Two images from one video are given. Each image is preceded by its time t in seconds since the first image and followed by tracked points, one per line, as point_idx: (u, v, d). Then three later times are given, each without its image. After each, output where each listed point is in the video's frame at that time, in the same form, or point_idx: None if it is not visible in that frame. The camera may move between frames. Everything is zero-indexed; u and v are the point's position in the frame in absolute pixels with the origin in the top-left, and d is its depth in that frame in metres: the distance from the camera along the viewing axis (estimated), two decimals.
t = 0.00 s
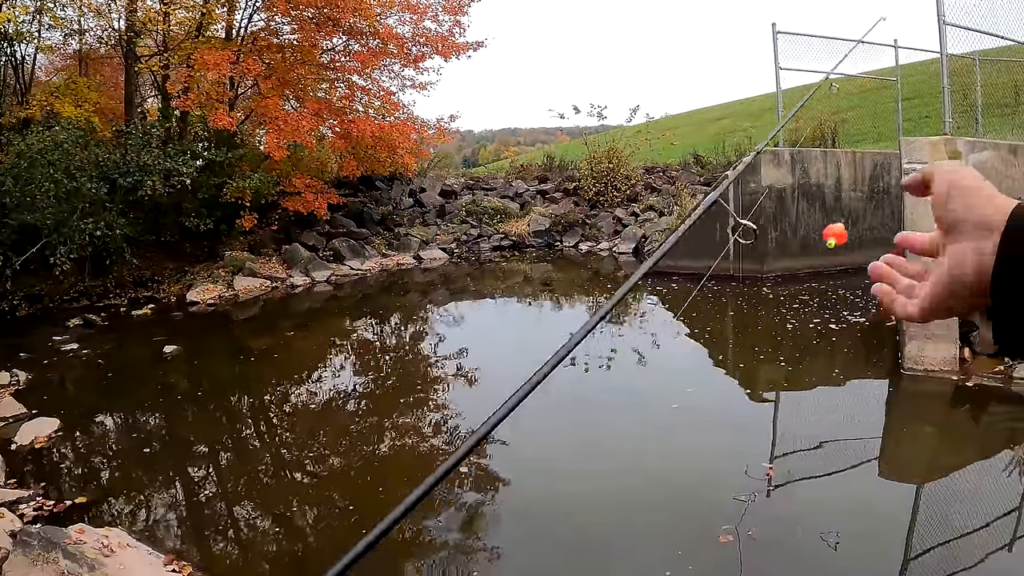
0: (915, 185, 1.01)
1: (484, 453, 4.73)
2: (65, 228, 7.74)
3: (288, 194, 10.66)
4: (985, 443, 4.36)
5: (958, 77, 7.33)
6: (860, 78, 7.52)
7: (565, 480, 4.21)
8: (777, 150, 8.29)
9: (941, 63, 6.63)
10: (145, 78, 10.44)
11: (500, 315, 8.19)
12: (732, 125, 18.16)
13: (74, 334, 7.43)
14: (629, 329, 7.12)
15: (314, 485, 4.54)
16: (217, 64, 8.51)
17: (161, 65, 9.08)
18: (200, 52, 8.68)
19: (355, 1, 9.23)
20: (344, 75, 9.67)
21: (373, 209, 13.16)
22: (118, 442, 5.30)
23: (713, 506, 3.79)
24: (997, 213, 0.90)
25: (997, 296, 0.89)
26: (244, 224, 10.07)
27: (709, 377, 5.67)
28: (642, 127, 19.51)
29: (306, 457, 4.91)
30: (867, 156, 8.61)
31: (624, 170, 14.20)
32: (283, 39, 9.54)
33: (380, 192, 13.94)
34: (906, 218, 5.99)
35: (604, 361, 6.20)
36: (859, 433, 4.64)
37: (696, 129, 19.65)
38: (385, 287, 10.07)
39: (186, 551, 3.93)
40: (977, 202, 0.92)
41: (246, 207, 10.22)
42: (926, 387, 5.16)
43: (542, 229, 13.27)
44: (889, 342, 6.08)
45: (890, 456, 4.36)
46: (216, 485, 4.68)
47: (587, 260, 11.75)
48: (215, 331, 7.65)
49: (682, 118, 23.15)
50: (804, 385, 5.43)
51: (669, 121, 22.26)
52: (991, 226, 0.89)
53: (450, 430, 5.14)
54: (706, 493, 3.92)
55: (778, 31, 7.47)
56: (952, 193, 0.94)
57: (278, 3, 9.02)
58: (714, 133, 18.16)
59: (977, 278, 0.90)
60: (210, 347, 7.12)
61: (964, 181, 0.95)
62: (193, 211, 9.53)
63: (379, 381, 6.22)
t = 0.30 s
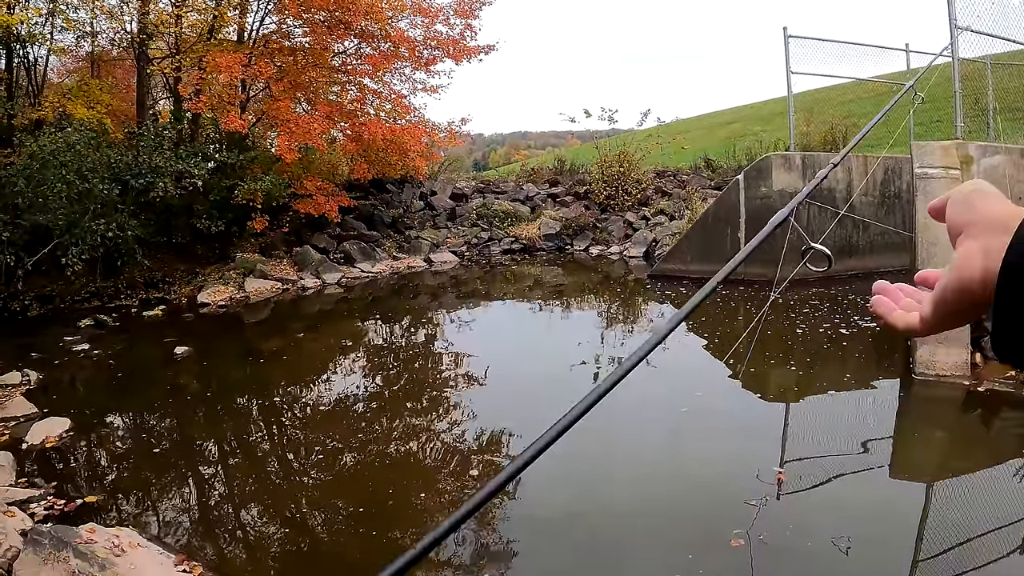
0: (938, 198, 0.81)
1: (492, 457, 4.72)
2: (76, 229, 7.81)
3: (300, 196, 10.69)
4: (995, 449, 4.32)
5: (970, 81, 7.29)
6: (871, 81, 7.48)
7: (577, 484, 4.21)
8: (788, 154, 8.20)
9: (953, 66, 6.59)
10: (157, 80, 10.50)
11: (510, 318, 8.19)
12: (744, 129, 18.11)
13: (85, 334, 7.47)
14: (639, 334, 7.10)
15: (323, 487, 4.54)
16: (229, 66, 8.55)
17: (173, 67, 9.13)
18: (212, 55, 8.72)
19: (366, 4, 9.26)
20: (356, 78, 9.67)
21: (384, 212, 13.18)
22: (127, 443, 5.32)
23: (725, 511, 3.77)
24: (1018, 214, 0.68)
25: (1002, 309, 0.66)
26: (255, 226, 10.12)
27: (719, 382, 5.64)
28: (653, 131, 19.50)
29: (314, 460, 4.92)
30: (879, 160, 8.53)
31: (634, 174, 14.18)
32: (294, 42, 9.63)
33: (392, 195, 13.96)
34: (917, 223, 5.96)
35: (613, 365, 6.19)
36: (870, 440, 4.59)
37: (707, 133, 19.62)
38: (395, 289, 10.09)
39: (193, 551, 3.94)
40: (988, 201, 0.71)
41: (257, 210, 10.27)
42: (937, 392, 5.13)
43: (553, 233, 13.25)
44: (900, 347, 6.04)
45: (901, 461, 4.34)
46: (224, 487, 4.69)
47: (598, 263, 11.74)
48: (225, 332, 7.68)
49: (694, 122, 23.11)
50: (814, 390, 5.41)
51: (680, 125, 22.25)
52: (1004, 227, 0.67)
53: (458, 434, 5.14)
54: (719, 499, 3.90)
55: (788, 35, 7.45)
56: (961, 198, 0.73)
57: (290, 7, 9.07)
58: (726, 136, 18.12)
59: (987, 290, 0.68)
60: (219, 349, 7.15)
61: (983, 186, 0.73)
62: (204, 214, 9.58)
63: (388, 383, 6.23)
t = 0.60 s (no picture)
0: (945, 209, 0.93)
1: (500, 460, 4.73)
2: (86, 231, 7.87)
3: (309, 200, 10.73)
4: (1006, 456, 4.31)
5: (980, 85, 7.27)
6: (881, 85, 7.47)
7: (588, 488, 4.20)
8: (798, 158, 8.27)
9: (963, 70, 6.57)
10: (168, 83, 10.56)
11: (519, 322, 8.20)
12: (754, 133, 18.08)
13: (95, 336, 7.51)
14: (648, 338, 7.10)
15: (332, 490, 4.55)
16: (239, 70, 8.59)
17: (184, 70, 9.19)
18: (223, 58, 8.77)
19: (376, 8, 9.32)
20: (366, 82, 9.75)
21: (394, 215, 13.21)
22: (136, 444, 5.35)
23: (735, 516, 3.77)
24: None
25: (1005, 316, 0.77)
26: (264, 229, 10.16)
27: (729, 387, 5.63)
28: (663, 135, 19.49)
29: (323, 462, 4.93)
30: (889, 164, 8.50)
31: (643, 178, 14.19)
32: (305, 46, 9.65)
33: (401, 198, 13.99)
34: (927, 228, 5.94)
35: (623, 369, 6.19)
36: (880, 444, 4.58)
37: (717, 137, 19.59)
38: (405, 293, 10.12)
39: (201, 553, 3.95)
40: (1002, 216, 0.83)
41: (267, 212, 10.32)
42: (947, 398, 5.12)
43: (562, 237, 13.27)
44: (910, 353, 6.02)
45: (911, 468, 4.33)
46: (232, 488, 4.70)
47: (607, 267, 11.75)
48: (234, 335, 7.71)
49: (703, 125, 23.10)
50: (824, 395, 5.40)
51: (690, 129, 22.23)
52: (1016, 246, 0.79)
53: (467, 437, 5.15)
54: (730, 505, 3.89)
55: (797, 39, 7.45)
56: (968, 213, 0.86)
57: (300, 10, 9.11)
58: (736, 141, 18.09)
59: (991, 298, 0.81)
60: (229, 351, 7.18)
61: (988, 204, 0.86)
62: (214, 216, 9.66)
63: (397, 387, 6.25)
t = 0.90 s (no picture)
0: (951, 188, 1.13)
1: (509, 466, 4.74)
2: (97, 236, 7.93)
3: (319, 206, 10.76)
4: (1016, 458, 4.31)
5: (989, 89, 7.26)
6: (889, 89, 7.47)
7: (600, 493, 4.20)
8: (809, 163, 7.99)
9: (972, 74, 6.56)
10: (177, 90, 10.62)
11: (528, 328, 8.22)
12: (763, 138, 18.05)
13: (105, 340, 7.55)
14: (657, 344, 7.11)
15: (342, 494, 4.55)
16: (249, 76, 8.63)
17: (194, 76, 9.23)
18: (232, 65, 8.82)
19: (386, 15, 9.39)
20: (375, 88, 9.76)
21: (403, 221, 13.24)
22: (146, 448, 5.37)
23: (747, 522, 3.76)
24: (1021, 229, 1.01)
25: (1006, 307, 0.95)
26: (274, 235, 10.21)
27: (738, 393, 5.64)
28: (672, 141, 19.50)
29: (334, 467, 4.94)
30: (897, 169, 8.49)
31: (653, 184, 14.20)
32: (314, 52, 9.67)
33: (410, 204, 14.02)
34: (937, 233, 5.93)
35: (632, 376, 6.20)
36: (889, 449, 4.59)
37: (726, 143, 19.57)
38: (414, 298, 10.14)
39: (211, 556, 3.95)
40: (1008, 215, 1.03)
41: (276, 218, 10.37)
42: (957, 402, 5.11)
43: (571, 243, 13.30)
44: (920, 358, 6.01)
45: (920, 470, 4.33)
46: (242, 492, 4.72)
47: (616, 273, 11.75)
48: (244, 340, 7.74)
49: (713, 131, 23.08)
50: (833, 401, 5.40)
51: (700, 135, 22.21)
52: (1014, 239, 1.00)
53: (476, 442, 5.16)
54: (741, 511, 3.88)
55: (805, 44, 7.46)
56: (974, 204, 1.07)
57: (310, 17, 9.15)
58: (745, 146, 18.07)
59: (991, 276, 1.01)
60: (239, 356, 7.21)
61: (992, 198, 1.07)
62: (224, 222, 9.72)
63: (407, 392, 6.27)
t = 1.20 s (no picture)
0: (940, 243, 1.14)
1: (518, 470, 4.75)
2: (108, 241, 8.02)
3: (330, 210, 10.81)
4: None
5: (1000, 91, 7.22)
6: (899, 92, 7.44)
7: (610, 499, 4.20)
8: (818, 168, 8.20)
9: (982, 76, 6.53)
10: (189, 95, 10.69)
11: (538, 332, 8.23)
12: (774, 142, 18.02)
13: (116, 344, 7.60)
14: (668, 348, 7.10)
15: (351, 499, 4.56)
16: (259, 81, 8.68)
17: (205, 82, 9.30)
18: (243, 70, 8.87)
19: (395, 20, 9.40)
20: (385, 93, 9.80)
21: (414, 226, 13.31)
22: (157, 452, 5.39)
23: (757, 528, 3.74)
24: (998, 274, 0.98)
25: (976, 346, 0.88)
26: (285, 239, 10.26)
27: (748, 398, 5.63)
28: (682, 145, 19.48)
29: (343, 472, 4.94)
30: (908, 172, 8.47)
31: (663, 188, 14.20)
32: (324, 57, 9.69)
33: (421, 209, 14.06)
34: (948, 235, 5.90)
35: (643, 380, 6.20)
36: (900, 454, 4.55)
37: (737, 146, 19.54)
38: (425, 303, 10.16)
39: (220, 561, 3.95)
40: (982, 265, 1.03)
41: (287, 223, 10.43)
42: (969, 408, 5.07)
43: (582, 247, 13.32)
44: (931, 363, 5.99)
45: (931, 476, 4.30)
46: (252, 496, 4.72)
47: (626, 278, 11.76)
48: (255, 345, 7.77)
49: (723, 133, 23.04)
50: (844, 406, 5.37)
51: (711, 138, 22.19)
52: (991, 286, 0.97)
53: (486, 446, 5.17)
54: (752, 517, 3.86)
55: (814, 47, 7.44)
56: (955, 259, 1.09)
57: (319, 22, 9.20)
58: (756, 149, 18.04)
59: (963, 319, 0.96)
60: (249, 361, 7.23)
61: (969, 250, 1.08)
62: (235, 227, 9.71)
63: (417, 396, 6.28)
